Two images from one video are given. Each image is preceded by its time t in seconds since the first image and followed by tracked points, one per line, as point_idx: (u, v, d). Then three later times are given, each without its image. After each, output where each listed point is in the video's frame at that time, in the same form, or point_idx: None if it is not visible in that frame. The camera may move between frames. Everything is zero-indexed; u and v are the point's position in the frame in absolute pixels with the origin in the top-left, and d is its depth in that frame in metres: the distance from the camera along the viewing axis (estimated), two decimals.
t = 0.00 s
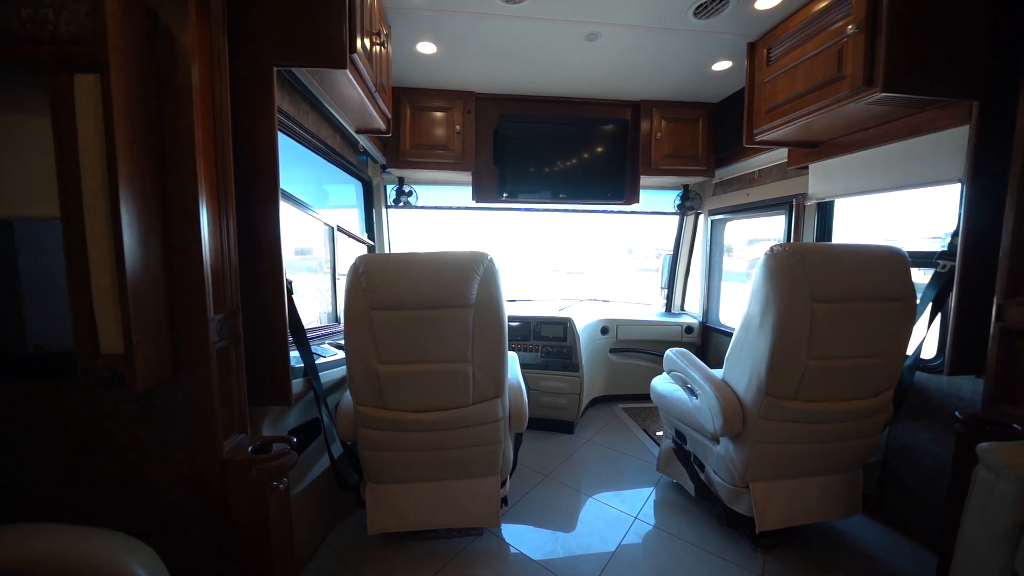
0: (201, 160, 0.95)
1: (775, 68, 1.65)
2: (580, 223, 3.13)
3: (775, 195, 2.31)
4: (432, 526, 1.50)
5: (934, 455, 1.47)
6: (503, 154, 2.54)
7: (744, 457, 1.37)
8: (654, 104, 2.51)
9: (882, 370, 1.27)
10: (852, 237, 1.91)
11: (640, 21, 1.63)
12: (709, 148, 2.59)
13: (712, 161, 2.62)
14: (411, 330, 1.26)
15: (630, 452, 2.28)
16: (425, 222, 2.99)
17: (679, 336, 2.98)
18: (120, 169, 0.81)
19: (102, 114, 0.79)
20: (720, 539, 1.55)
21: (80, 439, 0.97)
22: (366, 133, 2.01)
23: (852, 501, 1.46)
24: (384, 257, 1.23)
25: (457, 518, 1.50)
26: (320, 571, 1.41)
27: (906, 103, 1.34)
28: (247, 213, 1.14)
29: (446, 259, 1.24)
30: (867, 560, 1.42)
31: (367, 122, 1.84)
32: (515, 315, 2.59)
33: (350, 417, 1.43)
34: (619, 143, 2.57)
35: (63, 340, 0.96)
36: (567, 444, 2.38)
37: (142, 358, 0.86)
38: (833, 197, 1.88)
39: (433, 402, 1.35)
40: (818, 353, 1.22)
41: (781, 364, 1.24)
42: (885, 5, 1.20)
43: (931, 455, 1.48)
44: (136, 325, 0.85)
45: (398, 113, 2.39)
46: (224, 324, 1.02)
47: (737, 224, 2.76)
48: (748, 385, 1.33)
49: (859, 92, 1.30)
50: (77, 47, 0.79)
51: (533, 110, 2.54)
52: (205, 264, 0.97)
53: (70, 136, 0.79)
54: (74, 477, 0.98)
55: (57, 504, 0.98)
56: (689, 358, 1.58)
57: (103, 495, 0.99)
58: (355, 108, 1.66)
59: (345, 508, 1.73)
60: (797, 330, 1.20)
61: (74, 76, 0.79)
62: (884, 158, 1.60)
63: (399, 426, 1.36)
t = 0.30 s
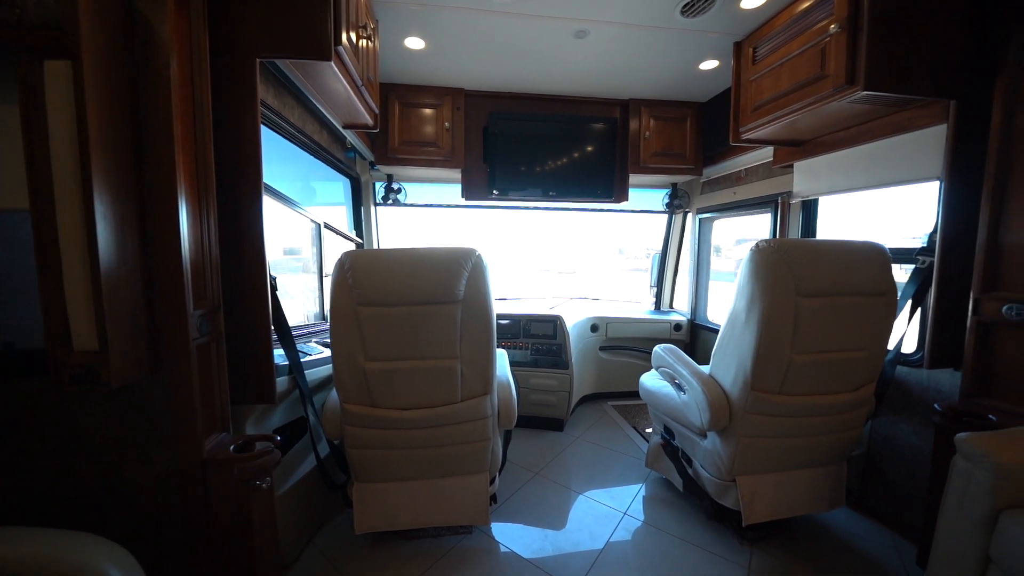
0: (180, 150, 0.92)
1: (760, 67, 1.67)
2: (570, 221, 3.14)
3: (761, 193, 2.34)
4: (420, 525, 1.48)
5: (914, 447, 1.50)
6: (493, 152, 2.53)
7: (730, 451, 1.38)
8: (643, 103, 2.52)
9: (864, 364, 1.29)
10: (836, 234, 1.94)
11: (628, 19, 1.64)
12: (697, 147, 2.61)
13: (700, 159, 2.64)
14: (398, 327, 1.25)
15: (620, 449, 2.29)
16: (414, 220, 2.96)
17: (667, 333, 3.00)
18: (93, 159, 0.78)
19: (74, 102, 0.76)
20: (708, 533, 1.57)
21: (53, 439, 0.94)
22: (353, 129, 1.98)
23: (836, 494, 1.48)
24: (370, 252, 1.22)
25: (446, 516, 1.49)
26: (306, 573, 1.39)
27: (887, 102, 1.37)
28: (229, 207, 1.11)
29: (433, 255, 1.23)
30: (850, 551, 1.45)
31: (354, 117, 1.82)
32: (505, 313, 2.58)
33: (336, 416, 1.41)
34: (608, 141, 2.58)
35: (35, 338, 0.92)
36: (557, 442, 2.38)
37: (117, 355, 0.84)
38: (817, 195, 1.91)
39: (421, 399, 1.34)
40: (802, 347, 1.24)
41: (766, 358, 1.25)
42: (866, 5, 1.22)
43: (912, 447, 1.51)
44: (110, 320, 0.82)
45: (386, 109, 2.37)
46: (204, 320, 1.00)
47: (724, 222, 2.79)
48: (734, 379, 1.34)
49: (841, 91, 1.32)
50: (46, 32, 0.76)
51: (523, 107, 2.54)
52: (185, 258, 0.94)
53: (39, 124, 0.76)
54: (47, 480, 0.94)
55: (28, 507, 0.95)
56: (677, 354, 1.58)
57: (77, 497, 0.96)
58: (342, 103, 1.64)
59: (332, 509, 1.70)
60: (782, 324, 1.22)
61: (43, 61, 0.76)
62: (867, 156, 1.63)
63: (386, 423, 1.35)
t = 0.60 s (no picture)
0: (158, 140, 0.88)
1: (744, 67, 1.69)
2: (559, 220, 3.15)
3: (746, 192, 2.37)
4: (408, 524, 1.47)
5: (892, 438, 1.54)
6: (482, 149, 2.52)
7: (715, 445, 1.40)
8: (630, 102, 2.55)
9: (844, 358, 1.32)
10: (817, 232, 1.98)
11: (614, 18, 1.65)
12: (683, 146, 2.65)
13: (687, 158, 2.67)
14: (384, 323, 1.24)
15: (608, 445, 2.31)
16: (402, 218, 2.94)
17: (655, 330, 3.03)
18: (65, 149, 0.76)
19: (44, 89, 0.73)
20: (694, 526, 1.59)
21: (23, 439, 0.91)
22: (339, 124, 1.96)
23: (817, 485, 1.51)
24: (355, 248, 1.20)
25: (433, 514, 1.48)
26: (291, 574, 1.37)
27: (867, 101, 1.40)
28: (210, 201, 1.09)
29: (419, 251, 1.22)
30: (831, 541, 1.48)
31: (340, 112, 1.80)
32: (494, 311, 2.58)
33: (322, 414, 1.39)
34: (597, 140, 2.59)
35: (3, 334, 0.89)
36: (546, 439, 2.39)
37: (92, 351, 0.81)
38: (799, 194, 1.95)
39: (407, 397, 1.33)
40: (785, 341, 1.26)
41: (750, 352, 1.27)
42: (845, 6, 1.24)
43: (890, 439, 1.55)
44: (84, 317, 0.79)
45: (373, 105, 2.34)
46: (184, 316, 0.97)
47: (710, 221, 2.83)
48: (719, 374, 1.36)
49: (822, 90, 1.35)
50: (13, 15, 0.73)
51: (511, 105, 2.54)
52: (163, 253, 0.91)
53: (7, 112, 0.73)
54: (18, 481, 0.91)
55: None
56: (664, 350, 1.60)
57: (50, 500, 0.93)
58: (327, 97, 1.62)
59: (319, 508, 1.68)
60: (764, 319, 1.24)
61: (11, 47, 0.73)
62: (848, 155, 1.67)
63: (372, 421, 1.34)
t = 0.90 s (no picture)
0: (137, 132, 0.86)
1: (729, 67, 1.72)
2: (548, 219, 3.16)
3: (732, 191, 2.41)
4: (397, 522, 1.46)
5: (872, 431, 1.58)
6: (471, 148, 2.52)
7: (702, 440, 1.41)
8: (619, 102, 2.57)
9: (826, 353, 1.35)
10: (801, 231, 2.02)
11: (602, 17, 1.67)
12: (671, 146, 2.68)
13: (674, 158, 2.70)
14: (371, 320, 1.23)
15: (598, 442, 2.33)
16: (391, 217, 2.92)
17: (644, 328, 3.06)
18: (38, 140, 0.73)
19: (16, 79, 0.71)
20: (682, 521, 1.61)
21: None
22: (326, 121, 1.94)
23: (801, 478, 1.54)
24: (342, 244, 1.19)
25: (422, 513, 1.48)
26: None
27: (847, 102, 1.43)
28: (192, 196, 1.07)
29: (407, 248, 1.21)
30: (814, 532, 1.51)
31: (327, 108, 1.78)
32: (483, 310, 2.58)
33: (309, 414, 1.38)
34: (586, 140, 2.61)
35: None
36: (535, 437, 2.40)
37: (68, 349, 0.79)
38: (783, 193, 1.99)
39: (395, 395, 1.32)
40: (769, 337, 1.28)
41: (735, 348, 1.29)
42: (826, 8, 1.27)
43: (870, 432, 1.59)
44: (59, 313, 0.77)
45: (361, 102, 2.32)
46: (165, 313, 0.95)
47: (697, 220, 2.87)
48: (705, 369, 1.37)
49: (804, 90, 1.37)
50: None
51: (501, 104, 2.54)
52: (144, 249, 0.89)
53: None
54: None
55: None
56: (651, 346, 1.61)
57: (25, 503, 0.90)
58: (314, 93, 1.60)
59: (306, 510, 1.66)
60: (749, 315, 1.26)
61: None
62: (829, 155, 1.71)
63: (360, 419, 1.32)
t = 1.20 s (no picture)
0: (115, 126, 0.84)
1: (714, 68, 1.75)
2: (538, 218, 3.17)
3: (717, 191, 2.45)
4: (385, 522, 1.45)
5: (852, 425, 1.62)
6: (460, 146, 2.51)
7: (687, 435, 1.43)
8: (607, 102, 2.59)
9: (807, 349, 1.38)
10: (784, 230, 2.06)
11: (590, 17, 1.68)
12: (658, 146, 2.71)
13: (661, 158, 2.74)
14: (358, 318, 1.21)
15: (586, 440, 2.34)
16: (379, 215, 2.90)
17: (632, 327, 3.09)
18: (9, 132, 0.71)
19: None
20: (668, 516, 1.63)
21: None
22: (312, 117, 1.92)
23: (784, 472, 1.57)
24: (328, 241, 1.18)
25: (410, 511, 1.47)
26: None
27: (827, 104, 1.47)
28: (172, 192, 1.04)
29: (394, 245, 1.20)
30: (795, 525, 1.55)
31: (313, 105, 1.76)
32: (472, 309, 2.58)
33: (294, 414, 1.36)
34: (574, 140, 2.62)
35: None
36: (525, 435, 2.40)
37: (41, 348, 0.77)
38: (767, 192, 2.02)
39: (383, 393, 1.31)
40: (752, 333, 1.31)
41: (719, 344, 1.31)
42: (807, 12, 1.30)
43: (849, 425, 1.63)
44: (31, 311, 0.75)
45: (349, 99, 2.30)
46: (145, 311, 0.93)
47: (684, 219, 2.91)
48: (690, 366, 1.39)
49: (786, 92, 1.40)
50: None
51: (490, 103, 2.54)
52: (122, 245, 0.87)
53: None
54: None
55: None
56: (638, 344, 1.63)
57: None
58: (299, 89, 1.58)
59: (292, 511, 1.64)
60: (733, 311, 1.28)
61: None
62: (811, 156, 1.75)
63: (346, 418, 1.31)
